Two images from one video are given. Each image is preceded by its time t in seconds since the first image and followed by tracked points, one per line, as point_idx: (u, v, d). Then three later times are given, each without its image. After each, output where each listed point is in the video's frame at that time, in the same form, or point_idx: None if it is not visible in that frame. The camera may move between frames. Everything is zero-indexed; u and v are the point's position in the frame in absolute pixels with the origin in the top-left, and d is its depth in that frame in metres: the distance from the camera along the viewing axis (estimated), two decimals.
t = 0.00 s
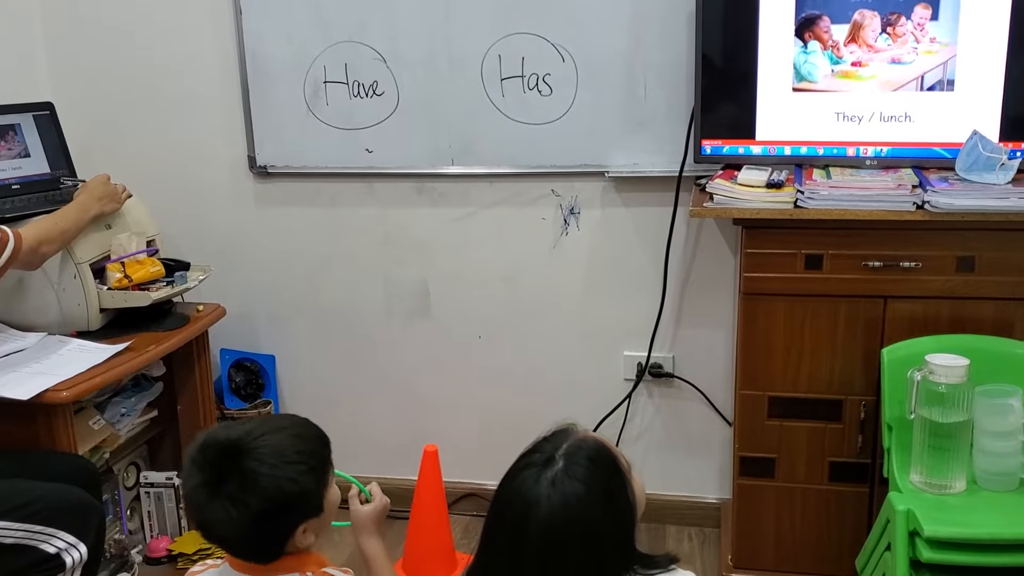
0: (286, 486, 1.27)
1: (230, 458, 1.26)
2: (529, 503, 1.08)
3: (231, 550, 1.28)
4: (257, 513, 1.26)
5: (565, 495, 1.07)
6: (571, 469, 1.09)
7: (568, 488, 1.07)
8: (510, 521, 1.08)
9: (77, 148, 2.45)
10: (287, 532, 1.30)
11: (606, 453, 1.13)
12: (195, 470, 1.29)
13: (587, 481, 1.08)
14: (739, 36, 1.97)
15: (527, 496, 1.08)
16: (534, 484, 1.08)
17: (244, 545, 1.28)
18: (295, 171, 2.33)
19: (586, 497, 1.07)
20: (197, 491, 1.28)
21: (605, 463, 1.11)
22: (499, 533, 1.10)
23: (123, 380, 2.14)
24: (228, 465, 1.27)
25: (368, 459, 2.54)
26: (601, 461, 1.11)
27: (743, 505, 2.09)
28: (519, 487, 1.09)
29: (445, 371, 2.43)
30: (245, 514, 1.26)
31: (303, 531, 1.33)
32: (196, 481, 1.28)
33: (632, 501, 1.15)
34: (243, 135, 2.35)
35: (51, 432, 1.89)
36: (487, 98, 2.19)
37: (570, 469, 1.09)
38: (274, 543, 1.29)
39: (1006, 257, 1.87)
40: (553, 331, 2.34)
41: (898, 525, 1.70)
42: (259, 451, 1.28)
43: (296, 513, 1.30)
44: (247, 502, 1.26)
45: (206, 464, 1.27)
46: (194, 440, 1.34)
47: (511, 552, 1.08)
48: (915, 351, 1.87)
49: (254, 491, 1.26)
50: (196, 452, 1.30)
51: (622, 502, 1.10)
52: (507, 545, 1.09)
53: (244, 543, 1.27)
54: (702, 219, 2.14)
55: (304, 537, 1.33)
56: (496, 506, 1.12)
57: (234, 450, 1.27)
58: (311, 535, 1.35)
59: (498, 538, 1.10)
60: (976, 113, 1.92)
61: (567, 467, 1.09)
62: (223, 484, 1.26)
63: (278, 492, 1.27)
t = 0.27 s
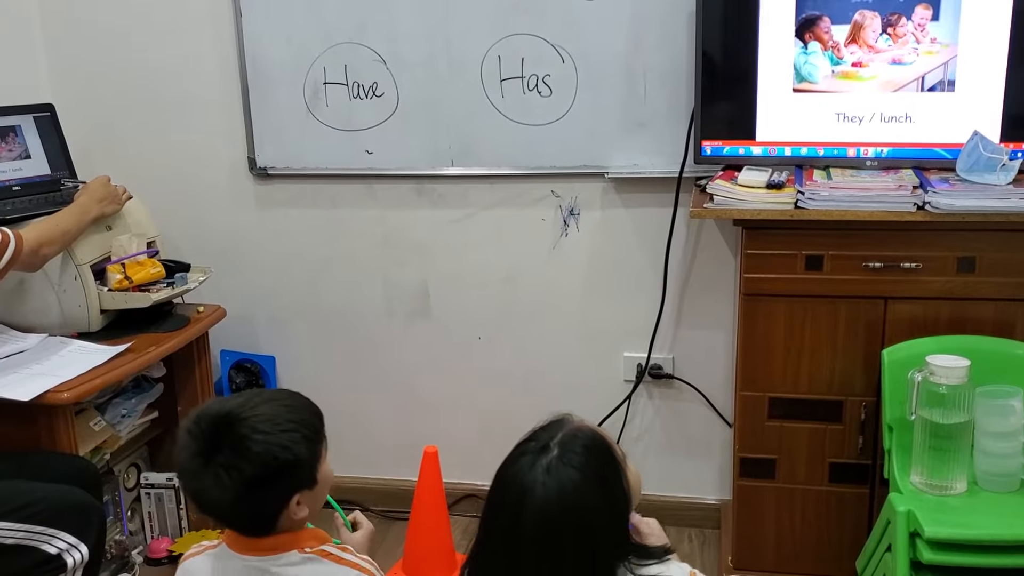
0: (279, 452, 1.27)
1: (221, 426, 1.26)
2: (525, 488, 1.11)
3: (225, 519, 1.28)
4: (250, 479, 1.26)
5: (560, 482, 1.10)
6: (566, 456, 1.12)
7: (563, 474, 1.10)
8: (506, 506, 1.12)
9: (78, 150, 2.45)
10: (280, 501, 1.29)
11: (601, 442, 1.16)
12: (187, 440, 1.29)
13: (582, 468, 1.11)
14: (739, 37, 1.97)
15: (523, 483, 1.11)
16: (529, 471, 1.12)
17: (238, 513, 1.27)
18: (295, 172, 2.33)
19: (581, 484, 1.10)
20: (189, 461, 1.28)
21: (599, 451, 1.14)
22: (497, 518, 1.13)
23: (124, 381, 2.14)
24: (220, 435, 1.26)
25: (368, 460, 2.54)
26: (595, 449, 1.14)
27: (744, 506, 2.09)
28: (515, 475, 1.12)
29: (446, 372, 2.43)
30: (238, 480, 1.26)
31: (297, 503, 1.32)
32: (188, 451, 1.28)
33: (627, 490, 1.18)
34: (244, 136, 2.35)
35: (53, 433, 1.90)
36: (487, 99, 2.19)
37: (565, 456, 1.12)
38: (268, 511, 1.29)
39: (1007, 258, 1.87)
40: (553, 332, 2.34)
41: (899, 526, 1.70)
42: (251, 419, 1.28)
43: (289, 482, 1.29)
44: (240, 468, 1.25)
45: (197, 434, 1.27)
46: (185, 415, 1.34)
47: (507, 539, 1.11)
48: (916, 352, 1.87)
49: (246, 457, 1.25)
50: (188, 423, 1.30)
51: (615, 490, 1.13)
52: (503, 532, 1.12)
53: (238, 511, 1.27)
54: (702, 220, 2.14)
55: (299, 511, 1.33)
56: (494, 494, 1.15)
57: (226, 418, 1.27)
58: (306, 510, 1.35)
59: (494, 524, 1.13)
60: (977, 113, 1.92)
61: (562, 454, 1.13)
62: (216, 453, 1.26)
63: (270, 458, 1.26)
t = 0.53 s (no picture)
0: (283, 454, 1.26)
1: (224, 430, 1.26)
2: (513, 482, 1.11)
3: (231, 524, 1.27)
4: (256, 482, 1.25)
5: (547, 475, 1.10)
6: (553, 449, 1.12)
7: (551, 468, 1.10)
8: (494, 498, 1.12)
9: (73, 149, 2.43)
10: (287, 504, 1.28)
11: (589, 435, 1.16)
12: (190, 445, 1.28)
13: (570, 460, 1.11)
14: (738, 37, 1.97)
15: (511, 476, 1.11)
16: (517, 465, 1.12)
17: (245, 517, 1.26)
18: (292, 171, 2.32)
19: (568, 476, 1.10)
20: (193, 466, 1.28)
21: (587, 444, 1.14)
22: (484, 511, 1.13)
23: (120, 382, 2.12)
24: (225, 438, 1.26)
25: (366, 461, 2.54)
26: (583, 442, 1.14)
27: (742, 505, 2.09)
28: (503, 468, 1.13)
29: (443, 373, 2.43)
30: (243, 483, 1.25)
31: (304, 506, 1.31)
32: (192, 456, 1.27)
33: (615, 484, 1.18)
34: (241, 136, 2.34)
35: (48, 435, 1.88)
36: (485, 99, 2.19)
37: (553, 449, 1.12)
38: (275, 514, 1.28)
39: (1005, 258, 1.87)
40: (552, 332, 2.34)
41: (897, 526, 1.70)
42: (255, 421, 1.27)
43: (295, 485, 1.28)
44: (244, 472, 1.25)
45: (201, 438, 1.27)
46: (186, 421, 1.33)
47: (495, 533, 1.11)
48: (913, 352, 1.87)
49: (250, 461, 1.25)
50: (191, 428, 1.29)
51: (603, 483, 1.13)
52: (491, 526, 1.12)
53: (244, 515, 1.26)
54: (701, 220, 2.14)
55: (304, 514, 1.32)
56: (482, 489, 1.15)
57: (229, 422, 1.26)
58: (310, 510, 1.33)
59: (483, 516, 1.13)
60: (975, 114, 1.92)
61: (550, 447, 1.13)
62: (221, 456, 1.26)
63: (275, 460, 1.26)
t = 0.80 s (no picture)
0: (280, 428, 1.31)
1: (218, 411, 1.29)
2: (525, 477, 1.11)
3: (226, 508, 1.29)
4: (254, 458, 1.28)
5: (559, 471, 1.10)
6: (566, 446, 1.12)
7: (563, 464, 1.10)
8: (505, 493, 1.11)
9: (77, 149, 2.44)
10: (281, 480, 1.32)
11: (602, 434, 1.16)
12: (179, 433, 1.30)
13: (581, 458, 1.11)
14: (739, 38, 1.97)
15: (523, 471, 1.11)
16: (529, 460, 1.12)
17: (240, 497, 1.28)
18: (294, 172, 2.33)
19: (580, 474, 1.10)
20: (183, 453, 1.29)
21: (598, 443, 1.14)
22: (495, 507, 1.13)
23: (122, 381, 2.13)
24: (218, 418, 1.29)
25: (367, 461, 2.54)
26: (596, 441, 1.14)
27: (743, 507, 2.09)
28: (515, 464, 1.12)
29: (444, 373, 2.43)
30: (241, 459, 1.28)
31: (292, 487, 1.35)
32: (182, 442, 1.29)
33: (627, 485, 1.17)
34: (243, 137, 2.34)
35: (50, 433, 1.89)
36: (487, 99, 2.19)
37: (566, 447, 1.12)
38: (270, 492, 1.31)
39: (1007, 259, 1.87)
40: (553, 333, 2.34)
41: (899, 527, 1.69)
42: (246, 400, 1.32)
43: (289, 461, 1.33)
44: (242, 448, 1.28)
45: (192, 423, 1.29)
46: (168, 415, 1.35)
47: (504, 528, 1.11)
48: (916, 353, 1.87)
49: (248, 436, 1.28)
50: (178, 416, 1.32)
51: (613, 483, 1.13)
52: (501, 522, 1.12)
53: (241, 494, 1.28)
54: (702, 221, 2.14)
55: (292, 500, 1.35)
56: (493, 485, 1.15)
57: (221, 404, 1.30)
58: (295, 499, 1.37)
59: (493, 512, 1.13)
60: (977, 115, 1.92)
61: (562, 444, 1.13)
62: (216, 437, 1.28)
63: (272, 434, 1.30)
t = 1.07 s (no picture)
0: (261, 420, 1.33)
1: (197, 407, 1.30)
2: (540, 478, 1.10)
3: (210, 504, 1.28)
4: (237, 449, 1.29)
5: (573, 470, 1.09)
6: (580, 446, 1.12)
7: (578, 464, 1.10)
8: (520, 495, 1.11)
9: (70, 148, 2.43)
10: (263, 473, 1.33)
11: (616, 434, 1.15)
12: (156, 433, 1.30)
13: (596, 457, 1.11)
14: (738, 38, 1.96)
15: (537, 472, 1.10)
16: (543, 461, 1.11)
17: (224, 490, 1.28)
18: (290, 171, 2.32)
19: (595, 473, 1.10)
20: (161, 452, 1.29)
21: (612, 443, 1.14)
22: (509, 508, 1.12)
23: (117, 382, 2.11)
24: (197, 414, 1.30)
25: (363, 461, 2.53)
26: (610, 441, 1.14)
27: (740, 507, 2.09)
28: (529, 463, 1.12)
29: (441, 373, 2.42)
30: (225, 451, 1.29)
31: (271, 482, 1.36)
32: (160, 441, 1.29)
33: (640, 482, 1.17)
34: (238, 135, 2.33)
35: (44, 434, 1.88)
36: (484, 98, 2.18)
37: (580, 446, 1.12)
38: (253, 486, 1.31)
39: (1004, 260, 1.87)
40: (550, 333, 2.34)
41: (895, 528, 1.70)
42: (223, 396, 1.33)
43: (269, 454, 1.34)
44: (224, 441, 1.29)
45: (170, 421, 1.29)
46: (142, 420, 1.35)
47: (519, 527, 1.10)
48: (913, 354, 1.87)
49: (230, 429, 1.29)
50: (154, 416, 1.32)
51: (628, 482, 1.13)
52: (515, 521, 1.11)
53: (224, 487, 1.28)
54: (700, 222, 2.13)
55: (270, 495, 1.36)
56: (507, 484, 1.14)
57: (198, 401, 1.31)
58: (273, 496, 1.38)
59: (508, 513, 1.12)
60: (975, 115, 1.92)
61: (577, 444, 1.12)
62: (195, 432, 1.29)
63: (254, 426, 1.32)
